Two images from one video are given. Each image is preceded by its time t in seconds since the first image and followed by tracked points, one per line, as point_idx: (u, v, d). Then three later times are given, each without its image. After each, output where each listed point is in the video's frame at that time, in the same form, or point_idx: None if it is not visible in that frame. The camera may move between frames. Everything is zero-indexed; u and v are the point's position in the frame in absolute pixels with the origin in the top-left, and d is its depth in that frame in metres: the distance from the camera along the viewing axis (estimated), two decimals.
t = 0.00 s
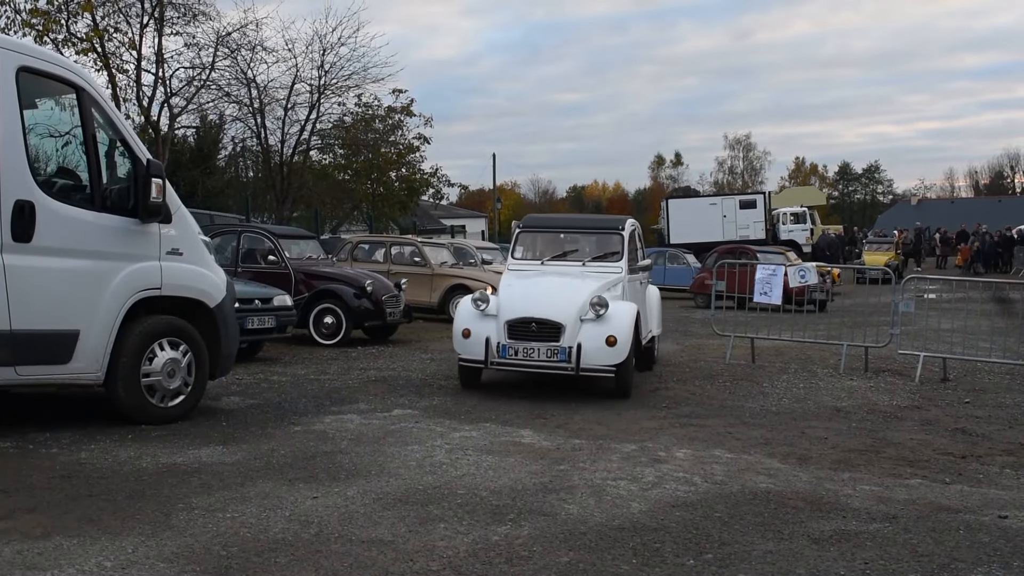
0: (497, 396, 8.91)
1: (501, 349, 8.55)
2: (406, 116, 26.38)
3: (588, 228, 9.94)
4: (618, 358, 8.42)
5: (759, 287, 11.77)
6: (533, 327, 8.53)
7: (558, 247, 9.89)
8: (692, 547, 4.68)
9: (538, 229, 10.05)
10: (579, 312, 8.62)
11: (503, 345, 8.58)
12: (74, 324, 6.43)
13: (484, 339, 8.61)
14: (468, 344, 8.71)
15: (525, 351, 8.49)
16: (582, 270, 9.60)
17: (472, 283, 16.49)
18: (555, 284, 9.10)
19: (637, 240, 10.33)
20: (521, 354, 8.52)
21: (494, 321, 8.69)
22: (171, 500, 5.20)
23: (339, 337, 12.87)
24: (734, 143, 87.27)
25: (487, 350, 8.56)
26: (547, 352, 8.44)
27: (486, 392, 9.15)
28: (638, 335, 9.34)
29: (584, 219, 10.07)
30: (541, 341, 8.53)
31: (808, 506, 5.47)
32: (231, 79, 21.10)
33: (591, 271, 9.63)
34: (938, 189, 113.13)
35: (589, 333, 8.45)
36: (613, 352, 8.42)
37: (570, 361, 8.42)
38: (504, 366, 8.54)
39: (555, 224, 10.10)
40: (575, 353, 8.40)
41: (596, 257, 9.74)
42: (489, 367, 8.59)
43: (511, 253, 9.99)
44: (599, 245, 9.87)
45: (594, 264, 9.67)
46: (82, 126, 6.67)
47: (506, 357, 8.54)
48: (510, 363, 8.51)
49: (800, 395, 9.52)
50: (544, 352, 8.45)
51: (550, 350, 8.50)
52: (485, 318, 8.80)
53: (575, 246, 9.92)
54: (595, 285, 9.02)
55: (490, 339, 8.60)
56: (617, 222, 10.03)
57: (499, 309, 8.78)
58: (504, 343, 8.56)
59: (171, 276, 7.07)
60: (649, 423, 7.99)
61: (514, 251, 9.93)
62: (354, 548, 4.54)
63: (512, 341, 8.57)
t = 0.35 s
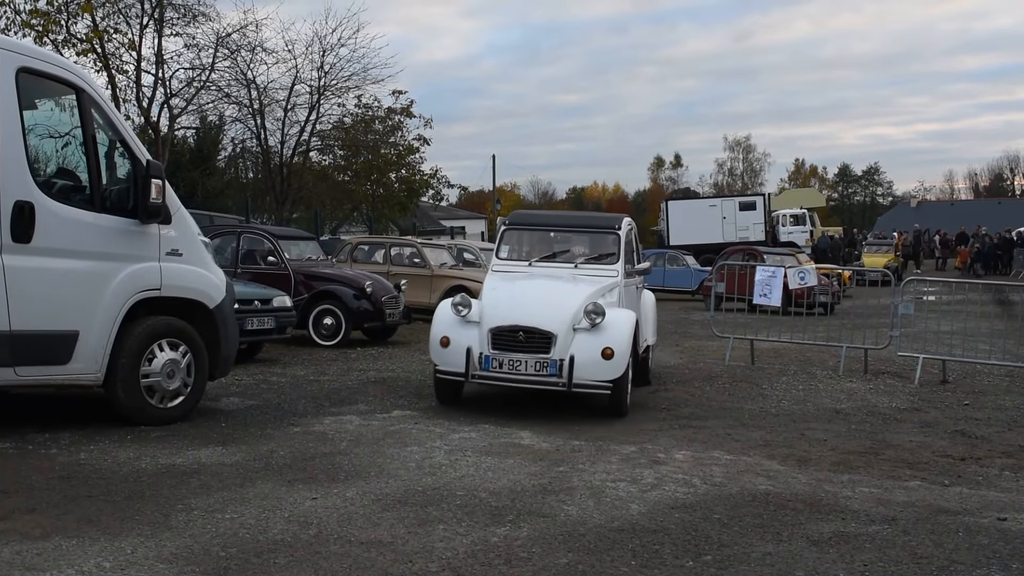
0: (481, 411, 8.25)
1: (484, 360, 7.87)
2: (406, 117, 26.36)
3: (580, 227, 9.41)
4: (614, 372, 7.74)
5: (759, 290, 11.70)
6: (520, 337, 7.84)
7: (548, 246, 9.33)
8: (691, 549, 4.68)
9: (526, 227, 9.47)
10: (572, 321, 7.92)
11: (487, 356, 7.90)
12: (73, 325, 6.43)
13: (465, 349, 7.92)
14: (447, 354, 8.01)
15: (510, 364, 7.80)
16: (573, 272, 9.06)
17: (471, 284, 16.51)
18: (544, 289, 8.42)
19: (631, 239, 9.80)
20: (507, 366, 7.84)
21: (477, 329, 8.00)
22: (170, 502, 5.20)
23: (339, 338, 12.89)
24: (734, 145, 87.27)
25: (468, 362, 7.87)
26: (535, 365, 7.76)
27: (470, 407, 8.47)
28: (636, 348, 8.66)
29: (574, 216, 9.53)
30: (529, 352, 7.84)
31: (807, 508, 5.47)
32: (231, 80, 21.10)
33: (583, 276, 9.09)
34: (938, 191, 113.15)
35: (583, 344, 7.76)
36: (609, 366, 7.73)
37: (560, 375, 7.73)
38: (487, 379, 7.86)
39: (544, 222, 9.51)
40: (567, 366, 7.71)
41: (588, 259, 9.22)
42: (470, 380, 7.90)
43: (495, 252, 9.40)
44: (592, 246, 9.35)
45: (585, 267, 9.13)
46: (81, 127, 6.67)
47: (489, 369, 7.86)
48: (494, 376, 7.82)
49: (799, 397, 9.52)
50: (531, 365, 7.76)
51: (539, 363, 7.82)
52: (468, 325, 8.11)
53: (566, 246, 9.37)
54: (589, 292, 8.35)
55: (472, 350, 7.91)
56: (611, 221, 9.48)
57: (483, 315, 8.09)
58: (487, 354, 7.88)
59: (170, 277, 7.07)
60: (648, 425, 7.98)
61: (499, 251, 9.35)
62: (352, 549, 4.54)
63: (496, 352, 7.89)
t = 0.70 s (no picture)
0: (453, 430, 7.46)
1: (452, 375, 7.08)
2: (406, 119, 26.34)
3: (567, 225, 8.66)
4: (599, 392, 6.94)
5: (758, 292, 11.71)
6: (493, 350, 7.03)
7: (532, 245, 8.59)
8: (691, 551, 4.68)
9: (508, 223, 8.68)
10: (552, 331, 7.10)
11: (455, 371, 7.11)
12: (73, 325, 6.43)
13: (431, 363, 7.13)
14: (411, 367, 7.23)
15: (481, 380, 6.99)
16: (559, 275, 8.30)
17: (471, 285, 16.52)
18: (522, 293, 7.60)
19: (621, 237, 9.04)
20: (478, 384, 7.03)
21: (445, 340, 7.20)
22: (170, 502, 5.20)
23: (339, 338, 12.90)
24: (734, 146, 87.28)
25: (433, 377, 7.07)
26: (510, 383, 6.95)
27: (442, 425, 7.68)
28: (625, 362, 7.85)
29: (560, 213, 8.76)
30: (502, 368, 7.03)
31: (807, 509, 5.47)
32: (231, 81, 21.09)
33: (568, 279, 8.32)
34: (938, 193, 113.20)
35: (564, 360, 6.95)
36: (594, 384, 6.95)
37: (538, 395, 6.92)
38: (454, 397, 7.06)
39: (527, 218, 8.73)
40: (545, 385, 6.90)
41: (575, 261, 8.46)
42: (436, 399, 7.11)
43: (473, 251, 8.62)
44: (580, 246, 8.60)
45: (572, 270, 8.36)
46: (82, 128, 6.68)
47: (457, 386, 7.06)
48: (463, 394, 7.03)
49: (799, 398, 9.52)
50: (506, 382, 6.96)
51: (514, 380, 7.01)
52: (434, 334, 7.31)
53: (552, 245, 8.60)
54: (572, 299, 7.53)
55: (438, 363, 7.11)
56: (600, 219, 8.71)
57: (452, 324, 7.28)
58: (456, 368, 7.09)
59: (170, 278, 7.07)
60: (649, 426, 7.98)
61: (477, 250, 8.56)
62: (352, 550, 4.54)
63: (466, 366, 7.08)
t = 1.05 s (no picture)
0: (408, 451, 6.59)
1: (396, 389, 6.10)
2: (406, 119, 26.18)
3: (542, 216, 7.55)
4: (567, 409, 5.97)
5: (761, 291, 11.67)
6: (444, 360, 6.04)
7: (502, 238, 7.50)
8: (691, 550, 4.68)
9: (474, 215, 7.61)
10: (515, 338, 6.12)
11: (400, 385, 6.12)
12: (73, 326, 6.42)
13: (373, 375, 6.16)
14: (352, 378, 6.27)
15: (429, 396, 6.00)
16: (531, 274, 7.23)
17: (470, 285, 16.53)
18: (483, 293, 6.58)
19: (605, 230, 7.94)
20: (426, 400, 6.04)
21: (390, 348, 6.22)
22: (170, 503, 5.19)
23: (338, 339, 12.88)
24: (733, 146, 87.27)
25: (374, 392, 6.10)
26: (463, 399, 5.96)
27: (396, 448, 6.77)
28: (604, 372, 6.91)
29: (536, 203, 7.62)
30: (455, 381, 6.05)
31: (807, 509, 5.47)
32: (230, 82, 21.08)
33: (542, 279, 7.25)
34: (937, 192, 113.23)
35: (526, 372, 5.99)
36: (562, 400, 5.99)
37: (495, 414, 5.94)
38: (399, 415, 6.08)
39: (498, 209, 7.63)
40: (504, 402, 5.92)
41: (551, 258, 7.37)
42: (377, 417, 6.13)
43: (435, 245, 7.56)
44: (559, 241, 7.48)
45: (545, 267, 7.28)
46: (80, 129, 6.68)
47: (402, 403, 6.08)
48: (408, 412, 6.04)
49: (798, 398, 9.52)
50: (458, 399, 5.97)
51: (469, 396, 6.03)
52: (379, 341, 6.34)
53: (525, 240, 7.51)
54: (541, 299, 6.53)
55: (380, 376, 6.14)
56: (580, 209, 7.59)
57: (399, 329, 6.31)
58: (401, 381, 6.12)
59: (169, 278, 7.07)
60: (648, 426, 7.97)
61: (440, 245, 7.51)
62: (352, 550, 4.54)
63: (412, 379, 6.10)
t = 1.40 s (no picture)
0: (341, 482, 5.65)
1: (308, 410, 5.10)
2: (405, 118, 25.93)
3: (502, 207, 6.57)
4: (511, 435, 4.95)
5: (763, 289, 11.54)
6: (364, 374, 5.03)
7: (457, 232, 6.52)
8: (690, 550, 4.67)
9: (425, 207, 6.65)
10: (451, 349, 5.09)
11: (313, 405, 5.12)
12: (72, 326, 6.43)
13: (280, 391, 5.16)
14: (259, 395, 5.28)
15: (345, 418, 5.00)
16: (488, 273, 6.23)
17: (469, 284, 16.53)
18: (421, 291, 5.55)
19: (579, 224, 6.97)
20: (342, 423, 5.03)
21: (304, 360, 5.23)
22: (169, 503, 5.19)
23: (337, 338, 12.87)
24: (732, 146, 87.28)
25: (279, 413, 5.10)
26: (385, 422, 4.94)
27: (329, 478, 5.83)
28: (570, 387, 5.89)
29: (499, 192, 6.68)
30: (377, 400, 5.02)
31: (806, 508, 5.47)
32: (229, 81, 21.07)
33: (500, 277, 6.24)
34: (936, 191, 113.30)
35: (462, 390, 4.96)
36: (506, 424, 4.94)
37: (423, 440, 4.91)
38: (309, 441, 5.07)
39: (455, 199, 6.67)
40: (433, 426, 4.89)
41: (512, 254, 6.38)
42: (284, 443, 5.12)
43: (380, 240, 6.59)
44: (524, 234, 6.50)
45: (504, 265, 6.27)
46: (79, 129, 6.69)
47: (315, 426, 5.08)
48: (319, 437, 5.03)
49: (797, 397, 9.52)
50: (379, 422, 4.95)
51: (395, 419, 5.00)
52: (292, 351, 5.34)
53: (486, 232, 6.52)
54: (488, 302, 5.48)
55: (289, 394, 5.14)
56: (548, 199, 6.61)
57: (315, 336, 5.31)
58: (313, 400, 5.11)
59: (168, 278, 7.07)
60: (647, 425, 7.97)
61: (388, 239, 6.55)
62: (351, 550, 4.54)
63: (327, 397, 5.10)
